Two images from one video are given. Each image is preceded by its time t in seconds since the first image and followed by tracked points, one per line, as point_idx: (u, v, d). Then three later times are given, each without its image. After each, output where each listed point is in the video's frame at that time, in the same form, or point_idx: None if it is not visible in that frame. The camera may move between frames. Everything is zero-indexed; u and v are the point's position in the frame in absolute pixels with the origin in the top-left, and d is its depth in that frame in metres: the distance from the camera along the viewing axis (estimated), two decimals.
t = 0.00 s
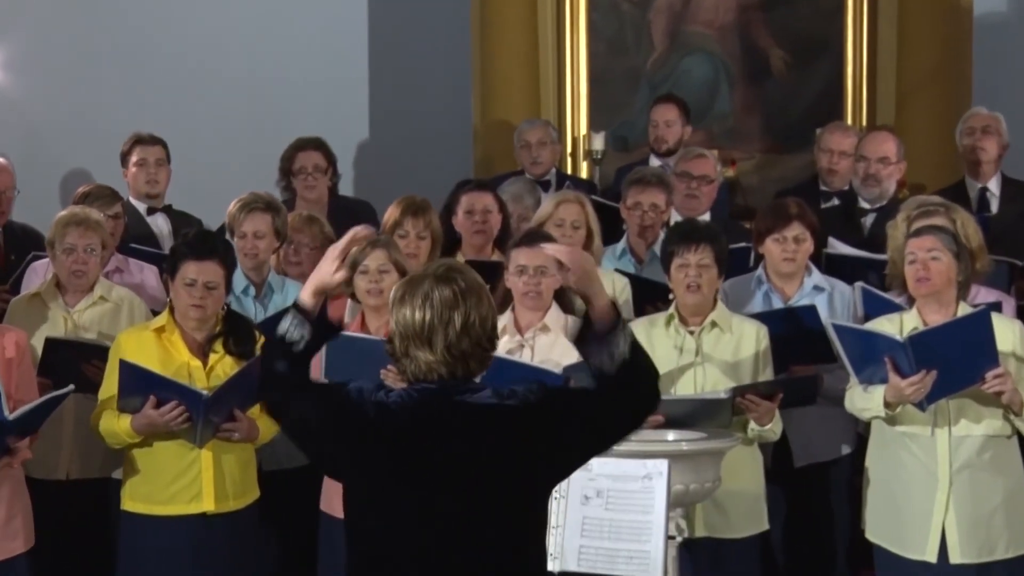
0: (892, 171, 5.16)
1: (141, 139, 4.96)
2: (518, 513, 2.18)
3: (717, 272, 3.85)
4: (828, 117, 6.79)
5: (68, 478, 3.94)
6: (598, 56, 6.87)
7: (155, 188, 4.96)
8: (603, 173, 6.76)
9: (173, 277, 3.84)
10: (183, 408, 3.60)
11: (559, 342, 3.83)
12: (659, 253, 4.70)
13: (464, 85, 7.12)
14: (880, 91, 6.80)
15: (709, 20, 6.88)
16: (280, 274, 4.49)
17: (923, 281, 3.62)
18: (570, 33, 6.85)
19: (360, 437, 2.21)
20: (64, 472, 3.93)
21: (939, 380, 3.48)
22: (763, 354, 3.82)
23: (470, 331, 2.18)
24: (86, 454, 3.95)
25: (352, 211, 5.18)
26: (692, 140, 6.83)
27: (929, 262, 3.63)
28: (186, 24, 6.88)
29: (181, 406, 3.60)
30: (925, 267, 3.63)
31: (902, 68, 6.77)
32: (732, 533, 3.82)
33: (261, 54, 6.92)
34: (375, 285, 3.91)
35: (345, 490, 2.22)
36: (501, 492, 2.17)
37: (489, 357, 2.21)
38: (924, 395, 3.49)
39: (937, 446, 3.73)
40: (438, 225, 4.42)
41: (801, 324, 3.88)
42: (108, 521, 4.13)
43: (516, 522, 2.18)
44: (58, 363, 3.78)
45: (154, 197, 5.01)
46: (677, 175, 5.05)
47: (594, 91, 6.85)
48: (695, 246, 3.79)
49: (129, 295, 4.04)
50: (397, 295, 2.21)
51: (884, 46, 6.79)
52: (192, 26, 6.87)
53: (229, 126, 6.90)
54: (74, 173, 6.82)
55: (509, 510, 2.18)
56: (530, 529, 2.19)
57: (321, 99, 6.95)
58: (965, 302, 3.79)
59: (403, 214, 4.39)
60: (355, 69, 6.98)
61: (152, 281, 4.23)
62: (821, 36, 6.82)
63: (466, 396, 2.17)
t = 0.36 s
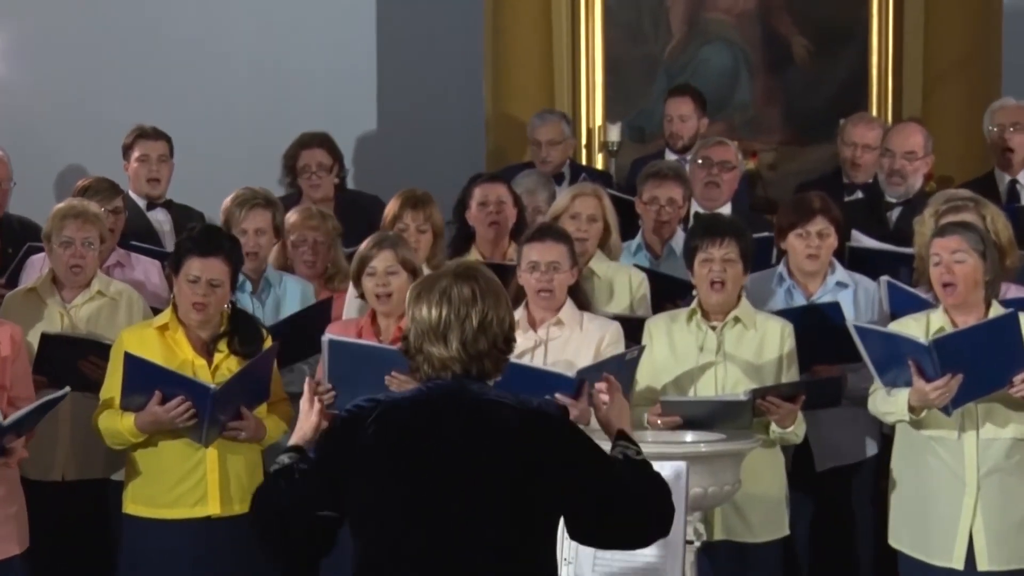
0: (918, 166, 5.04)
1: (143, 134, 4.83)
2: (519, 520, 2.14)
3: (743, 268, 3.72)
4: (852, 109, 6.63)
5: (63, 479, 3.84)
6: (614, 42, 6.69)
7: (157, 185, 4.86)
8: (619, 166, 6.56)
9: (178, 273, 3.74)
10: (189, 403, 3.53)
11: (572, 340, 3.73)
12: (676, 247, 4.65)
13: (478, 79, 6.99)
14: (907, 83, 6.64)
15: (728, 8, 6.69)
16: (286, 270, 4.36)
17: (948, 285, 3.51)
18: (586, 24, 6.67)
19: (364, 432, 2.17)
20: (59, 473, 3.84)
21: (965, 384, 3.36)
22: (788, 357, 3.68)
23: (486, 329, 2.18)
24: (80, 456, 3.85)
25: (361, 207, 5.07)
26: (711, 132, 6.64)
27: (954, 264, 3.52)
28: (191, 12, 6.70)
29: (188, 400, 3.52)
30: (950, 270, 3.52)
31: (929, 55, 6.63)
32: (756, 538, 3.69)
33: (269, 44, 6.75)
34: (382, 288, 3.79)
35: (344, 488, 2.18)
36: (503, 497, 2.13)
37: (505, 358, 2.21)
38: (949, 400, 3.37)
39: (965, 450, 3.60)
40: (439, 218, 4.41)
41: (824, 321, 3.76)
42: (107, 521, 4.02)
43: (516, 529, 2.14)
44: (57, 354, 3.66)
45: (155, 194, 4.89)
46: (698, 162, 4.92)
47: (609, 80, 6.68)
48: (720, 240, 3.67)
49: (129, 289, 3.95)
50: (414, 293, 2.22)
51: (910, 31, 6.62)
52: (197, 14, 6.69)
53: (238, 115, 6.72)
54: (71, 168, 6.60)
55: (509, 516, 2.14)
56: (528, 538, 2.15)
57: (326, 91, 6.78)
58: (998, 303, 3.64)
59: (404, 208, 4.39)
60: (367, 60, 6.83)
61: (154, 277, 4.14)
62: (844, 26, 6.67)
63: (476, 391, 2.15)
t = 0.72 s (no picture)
0: (943, 160, 4.90)
1: (136, 126, 4.73)
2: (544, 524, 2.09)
3: (758, 265, 3.61)
4: (869, 99, 6.45)
5: (51, 484, 3.75)
6: (622, 32, 6.55)
7: (149, 179, 4.77)
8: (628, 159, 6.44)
9: (175, 268, 3.64)
10: (186, 403, 3.43)
11: (580, 339, 3.62)
12: (685, 242, 4.54)
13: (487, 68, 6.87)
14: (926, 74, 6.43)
15: None
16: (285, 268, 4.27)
17: (968, 285, 3.40)
18: (593, 13, 6.53)
19: (380, 437, 2.12)
20: (47, 478, 3.75)
21: (986, 382, 3.29)
22: (804, 355, 3.57)
23: (509, 333, 2.13)
24: (69, 459, 3.77)
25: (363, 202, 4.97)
26: (724, 123, 6.52)
27: (973, 263, 3.40)
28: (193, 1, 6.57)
29: (185, 401, 3.42)
30: (970, 269, 3.40)
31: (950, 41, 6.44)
32: (769, 543, 3.58)
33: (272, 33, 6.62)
34: (383, 283, 3.69)
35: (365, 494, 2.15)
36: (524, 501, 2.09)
37: (528, 362, 2.15)
38: (969, 399, 3.30)
39: (987, 450, 3.48)
40: (442, 211, 4.31)
41: (841, 320, 3.64)
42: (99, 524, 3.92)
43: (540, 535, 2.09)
44: (43, 355, 3.58)
45: (148, 186, 4.80)
46: (715, 156, 4.79)
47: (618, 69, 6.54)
48: (734, 237, 3.57)
49: (119, 287, 3.87)
50: (434, 293, 2.16)
51: (930, 18, 6.42)
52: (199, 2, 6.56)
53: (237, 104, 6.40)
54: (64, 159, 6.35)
55: (531, 522, 2.09)
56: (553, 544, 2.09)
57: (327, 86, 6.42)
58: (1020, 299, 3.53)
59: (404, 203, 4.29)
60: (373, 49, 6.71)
61: (147, 275, 4.13)
62: (862, 13, 6.48)
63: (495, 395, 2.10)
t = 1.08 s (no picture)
0: (955, 153, 4.76)
1: (123, 117, 4.63)
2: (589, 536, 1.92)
3: (769, 264, 3.50)
4: (881, 89, 6.35)
5: (34, 489, 3.68)
6: (627, 20, 6.36)
7: (137, 173, 4.65)
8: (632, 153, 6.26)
9: (168, 266, 3.53)
10: (177, 408, 3.32)
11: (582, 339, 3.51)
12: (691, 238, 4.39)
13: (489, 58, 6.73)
14: (941, 64, 6.35)
15: None
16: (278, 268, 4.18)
17: (985, 278, 3.29)
18: None
19: (411, 441, 1.92)
20: (30, 483, 3.68)
21: (1003, 380, 3.19)
22: (814, 353, 3.43)
23: (550, 328, 1.95)
24: (56, 463, 3.66)
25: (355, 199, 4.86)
26: (732, 115, 6.37)
27: (990, 256, 3.30)
28: None
29: (175, 405, 3.32)
30: (985, 261, 3.30)
31: (967, 33, 6.33)
32: (779, 551, 3.46)
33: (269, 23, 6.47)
34: (377, 277, 3.57)
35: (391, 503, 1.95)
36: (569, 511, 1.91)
37: (571, 358, 1.98)
38: (985, 400, 3.20)
39: (1004, 454, 3.37)
40: (448, 204, 4.18)
41: (856, 319, 3.51)
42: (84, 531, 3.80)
43: (585, 549, 1.92)
44: (25, 355, 3.47)
45: (135, 180, 4.69)
46: (722, 150, 4.67)
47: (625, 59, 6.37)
48: (744, 231, 3.45)
49: (104, 287, 3.77)
50: (469, 287, 1.98)
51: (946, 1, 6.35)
52: None
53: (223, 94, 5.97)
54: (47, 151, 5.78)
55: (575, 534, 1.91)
56: (598, 558, 1.92)
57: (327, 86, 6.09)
58: None
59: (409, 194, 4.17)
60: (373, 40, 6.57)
61: (134, 274, 4.01)
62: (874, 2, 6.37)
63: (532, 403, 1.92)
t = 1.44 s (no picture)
0: (963, 144, 4.63)
1: (108, 111, 4.51)
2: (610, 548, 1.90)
3: (774, 260, 3.39)
4: (892, 81, 6.21)
5: (11, 493, 3.60)
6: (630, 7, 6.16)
7: (121, 169, 4.55)
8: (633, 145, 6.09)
9: (155, 261, 3.42)
10: (164, 410, 3.21)
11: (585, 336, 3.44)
12: (695, 232, 4.33)
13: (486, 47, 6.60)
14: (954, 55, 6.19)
15: None
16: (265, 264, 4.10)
17: (995, 271, 3.22)
18: None
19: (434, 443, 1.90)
20: (6, 487, 3.60)
21: (1015, 381, 3.09)
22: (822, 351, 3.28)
23: (581, 331, 1.92)
24: (39, 466, 3.57)
25: (346, 194, 4.76)
26: (738, 106, 6.20)
27: (1000, 248, 3.23)
28: None
29: (162, 406, 3.21)
30: (996, 253, 3.23)
31: (978, 23, 6.20)
32: (785, 558, 3.34)
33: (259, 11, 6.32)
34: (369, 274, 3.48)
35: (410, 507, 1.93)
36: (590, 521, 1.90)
37: (600, 360, 1.96)
38: (997, 400, 3.10)
39: (1016, 456, 3.25)
40: (449, 198, 4.06)
41: (865, 317, 3.38)
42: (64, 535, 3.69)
43: (605, 560, 1.90)
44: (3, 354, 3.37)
45: (118, 176, 4.59)
46: (725, 141, 4.56)
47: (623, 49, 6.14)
48: (750, 226, 3.35)
49: (83, 287, 3.67)
50: (496, 286, 1.95)
51: None
52: None
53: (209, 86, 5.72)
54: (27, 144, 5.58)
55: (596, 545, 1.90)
56: (617, 571, 1.91)
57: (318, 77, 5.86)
58: None
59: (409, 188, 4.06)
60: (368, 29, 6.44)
61: (119, 268, 3.94)
62: None
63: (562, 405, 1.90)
